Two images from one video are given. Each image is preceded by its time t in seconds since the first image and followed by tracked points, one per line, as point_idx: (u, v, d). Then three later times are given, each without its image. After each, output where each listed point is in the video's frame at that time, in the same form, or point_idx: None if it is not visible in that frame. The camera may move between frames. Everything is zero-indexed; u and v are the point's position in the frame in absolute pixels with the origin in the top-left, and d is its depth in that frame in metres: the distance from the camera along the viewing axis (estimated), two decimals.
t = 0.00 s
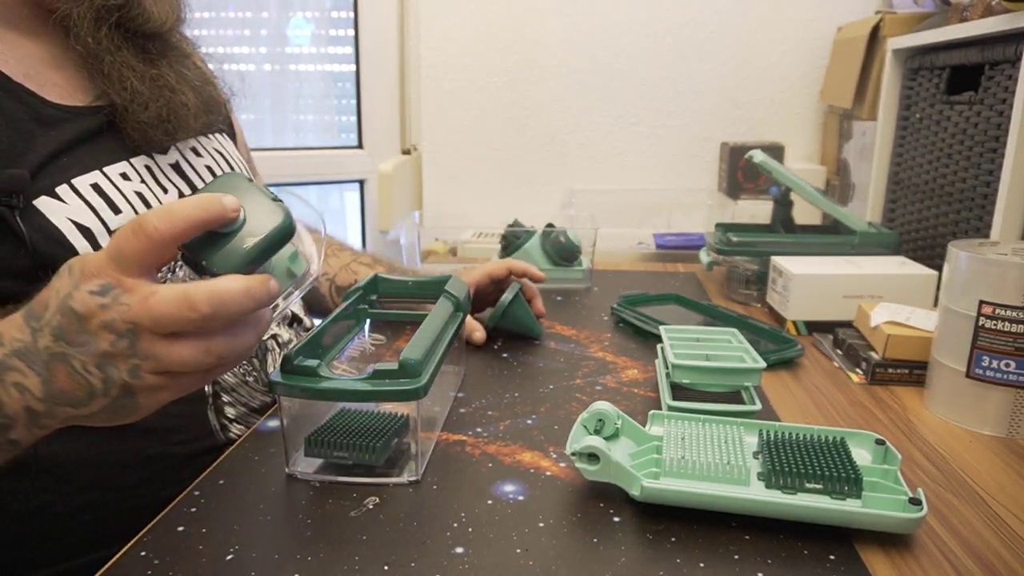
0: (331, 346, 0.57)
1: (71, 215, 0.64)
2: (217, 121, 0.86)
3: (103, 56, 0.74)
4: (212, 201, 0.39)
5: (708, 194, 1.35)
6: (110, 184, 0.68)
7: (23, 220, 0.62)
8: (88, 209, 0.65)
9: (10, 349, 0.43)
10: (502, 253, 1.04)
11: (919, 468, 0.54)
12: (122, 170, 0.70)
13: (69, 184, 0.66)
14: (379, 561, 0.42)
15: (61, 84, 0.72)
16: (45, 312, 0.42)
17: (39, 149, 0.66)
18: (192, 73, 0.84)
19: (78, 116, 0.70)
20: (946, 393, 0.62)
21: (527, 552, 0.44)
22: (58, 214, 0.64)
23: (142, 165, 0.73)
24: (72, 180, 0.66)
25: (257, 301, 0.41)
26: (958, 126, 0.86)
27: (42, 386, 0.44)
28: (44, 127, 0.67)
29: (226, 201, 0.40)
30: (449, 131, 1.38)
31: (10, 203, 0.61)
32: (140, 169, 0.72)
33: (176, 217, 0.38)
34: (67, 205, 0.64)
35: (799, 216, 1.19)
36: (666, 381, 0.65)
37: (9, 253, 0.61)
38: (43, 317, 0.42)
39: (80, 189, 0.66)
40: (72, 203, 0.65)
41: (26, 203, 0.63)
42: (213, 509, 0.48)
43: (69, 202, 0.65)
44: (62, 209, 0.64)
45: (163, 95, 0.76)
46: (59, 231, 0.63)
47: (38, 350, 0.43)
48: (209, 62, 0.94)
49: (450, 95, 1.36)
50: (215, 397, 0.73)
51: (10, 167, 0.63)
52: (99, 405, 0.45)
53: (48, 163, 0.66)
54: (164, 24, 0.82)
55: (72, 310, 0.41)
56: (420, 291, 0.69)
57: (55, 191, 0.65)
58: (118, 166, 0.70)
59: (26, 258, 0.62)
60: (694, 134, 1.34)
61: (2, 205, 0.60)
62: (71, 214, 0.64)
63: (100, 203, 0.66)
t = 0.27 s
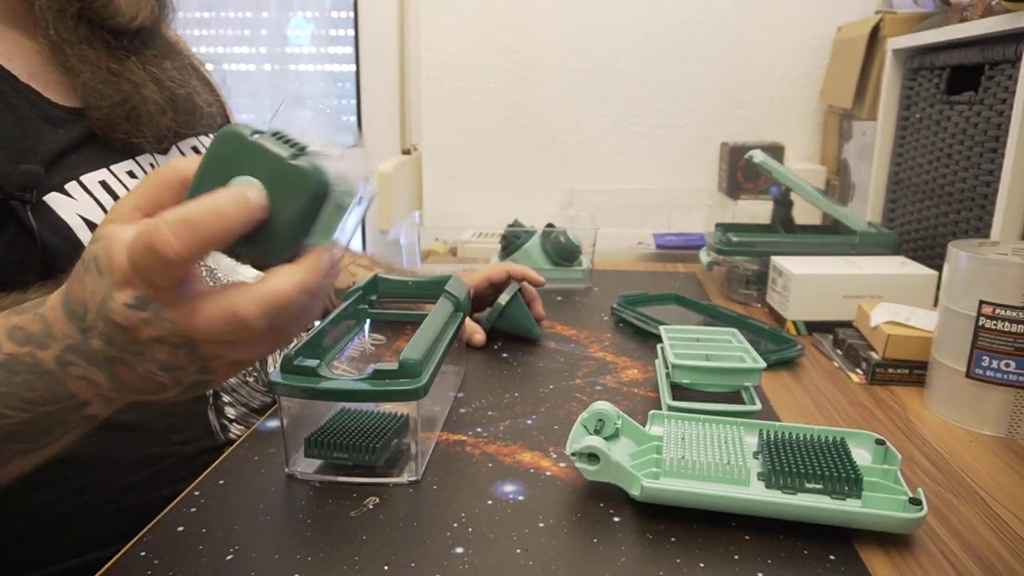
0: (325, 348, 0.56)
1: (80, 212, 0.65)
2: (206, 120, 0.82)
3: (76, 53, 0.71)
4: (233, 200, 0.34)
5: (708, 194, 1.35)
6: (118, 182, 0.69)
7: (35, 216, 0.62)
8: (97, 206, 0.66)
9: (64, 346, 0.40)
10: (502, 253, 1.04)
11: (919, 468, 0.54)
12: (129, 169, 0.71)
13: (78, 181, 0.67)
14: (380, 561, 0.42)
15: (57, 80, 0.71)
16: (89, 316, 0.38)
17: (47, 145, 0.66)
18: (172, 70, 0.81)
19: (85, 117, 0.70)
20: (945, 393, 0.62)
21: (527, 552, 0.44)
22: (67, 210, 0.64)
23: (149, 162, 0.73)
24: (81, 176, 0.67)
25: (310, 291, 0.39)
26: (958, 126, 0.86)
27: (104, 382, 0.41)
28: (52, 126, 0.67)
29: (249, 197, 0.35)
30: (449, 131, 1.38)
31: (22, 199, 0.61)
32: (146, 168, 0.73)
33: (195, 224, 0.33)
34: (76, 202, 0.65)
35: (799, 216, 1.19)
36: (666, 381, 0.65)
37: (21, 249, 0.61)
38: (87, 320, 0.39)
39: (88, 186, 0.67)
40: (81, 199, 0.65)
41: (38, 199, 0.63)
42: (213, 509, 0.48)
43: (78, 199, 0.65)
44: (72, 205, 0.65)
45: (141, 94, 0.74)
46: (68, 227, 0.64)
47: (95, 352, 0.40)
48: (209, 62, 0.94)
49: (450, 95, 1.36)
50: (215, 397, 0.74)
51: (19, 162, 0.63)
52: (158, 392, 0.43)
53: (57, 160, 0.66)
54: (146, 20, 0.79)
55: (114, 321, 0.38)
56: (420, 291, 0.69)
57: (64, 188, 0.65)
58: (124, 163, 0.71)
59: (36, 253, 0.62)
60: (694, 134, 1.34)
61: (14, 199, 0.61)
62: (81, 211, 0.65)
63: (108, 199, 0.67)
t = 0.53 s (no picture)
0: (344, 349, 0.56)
1: (98, 212, 0.66)
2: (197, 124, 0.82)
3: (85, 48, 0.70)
4: (260, 292, 0.32)
5: (708, 194, 1.35)
6: (134, 185, 0.70)
7: (56, 216, 0.63)
8: (114, 207, 0.67)
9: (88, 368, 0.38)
10: (502, 253, 1.04)
11: (919, 468, 0.54)
12: (143, 171, 0.73)
13: (96, 182, 0.68)
14: (380, 561, 0.42)
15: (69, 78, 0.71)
16: (110, 348, 0.36)
17: (68, 146, 0.67)
18: (171, 66, 0.80)
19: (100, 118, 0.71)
20: (945, 393, 0.62)
21: (527, 551, 0.44)
22: (87, 209, 0.65)
23: (163, 164, 0.76)
24: (100, 178, 0.68)
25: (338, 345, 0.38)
26: (958, 126, 0.86)
27: (131, 403, 0.39)
28: (70, 127, 0.68)
29: (277, 285, 0.32)
30: (448, 131, 1.38)
31: (43, 197, 0.62)
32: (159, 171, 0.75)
33: (217, 321, 0.32)
34: (95, 202, 0.66)
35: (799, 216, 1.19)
36: (666, 381, 0.65)
37: (43, 248, 0.61)
38: (110, 350, 0.36)
39: (107, 187, 0.68)
40: (100, 200, 0.66)
41: (59, 198, 0.64)
42: (213, 509, 0.48)
43: (96, 200, 0.66)
44: (91, 205, 0.66)
45: (142, 95, 0.73)
46: (87, 227, 0.64)
47: (120, 380, 0.37)
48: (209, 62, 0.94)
49: (450, 95, 1.36)
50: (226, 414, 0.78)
51: (42, 161, 0.63)
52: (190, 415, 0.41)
53: (77, 161, 0.67)
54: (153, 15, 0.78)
55: (137, 365, 0.36)
56: (420, 291, 0.69)
57: (83, 188, 0.66)
58: (140, 165, 0.73)
59: (57, 253, 0.62)
60: (694, 134, 1.34)
61: (37, 198, 0.61)
62: (99, 211, 0.66)
63: (126, 200, 0.69)
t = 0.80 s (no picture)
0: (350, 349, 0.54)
1: (103, 214, 0.65)
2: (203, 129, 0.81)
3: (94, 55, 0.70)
4: (284, 334, 0.33)
5: (708, 194, 1.35)
6: (140, 187, 0.70)
7: (61, 219, 0.62)
8: (120, 210, 0.66)
9: (60, 389, 0.38)
10: (502, 253, 1.04)
11: (919, 468, 0.54)
12: (150, 174, 0.72)
13: (101, 184, 0.67)
14: (380, 561, 0.42)
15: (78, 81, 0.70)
16: (93, 372, 0.36)
17: (74, 149, 0.66)
18: (180, 74, 0.79)
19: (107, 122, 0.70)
20: (945, 393, 0.62)
21: (527, 551, 0.44)
22: (91, 212, 0.64)
23: (170, 168, 0.74)
24: (105, 180, 0.67)
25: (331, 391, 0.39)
26: (959, 126, 0.86)
27: (105, 426, 0.39)
28: (76, 129, 0.67)
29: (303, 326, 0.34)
30: (448, 131, 1.38)
31: (46, 200, 0.62)
32: (167, 173, 0.74)
33: (231, 354, 0.33)
34: (100, 205, 0.65)
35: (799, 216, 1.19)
36: (666, 381, 0.65)
37: (43, 250, 0.61)
38: (91, 373, 0.37)
39: (112, 190, 0.67)
40: (105, 203, 0.66)
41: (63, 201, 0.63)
42: (213, 509, 0.48)
43: (101, 202, 0.65)
44: (95, 208, 0.65)
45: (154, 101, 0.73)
46: (92, 230, 0.64)
47: (93, 404, 0.38)
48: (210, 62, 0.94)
49: (450, 95, 1.36)
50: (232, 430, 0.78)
51: (46, 164, 0.63)
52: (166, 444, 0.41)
53: (83, 164, 0.67)
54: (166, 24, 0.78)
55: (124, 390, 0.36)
56: (421, 291, 0.69)
57: (88, 191, 0.65)
58: (147, 168, 0.72)
59: (59, 257, 0.62)
60: (694, 134, 1.34)
61: (41, 201, 0.61)
62: (103, 213, 0.65)
63: (131, 204, 0.67)
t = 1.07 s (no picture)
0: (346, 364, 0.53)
1: (98, 213, 0.62)
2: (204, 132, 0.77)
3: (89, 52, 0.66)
4: (301, 357, 0.28)
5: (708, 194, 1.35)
6: (136, 186, 0.66)
7: (55, 217, 0.59)
8: (116, 208, 0.63)
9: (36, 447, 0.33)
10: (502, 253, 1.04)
11: (919, 468, 0.54)
12: (146, 172, 0.68)
13: (97, 182, 0.63)
14: (380, 561, 0.43)
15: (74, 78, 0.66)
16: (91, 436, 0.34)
17: (70, 148, 0.62)
18: (177, 74, 0.74)
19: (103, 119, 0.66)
20: (945, 393, 0.62)
21: (527, 551, 0.44)
22: (87, 211, 0.61)
23: (166, 169, 0.70)
24: (101, 179, 0.64)
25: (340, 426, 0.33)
26: (958, 126, 0.86)
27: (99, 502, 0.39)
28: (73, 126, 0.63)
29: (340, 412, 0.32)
30: (448, 132, 1.38)
31: (40, 198, 0.58)
32: (163, 172, 0.70)
33: (253, 373, 0.28)
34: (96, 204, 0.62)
35: (799, 216, 1.19)
36: (666, 381, 0.65)
37: (39, 252, 0.57)
38: (83, 420, 0.32)
39: (107, 188, 0.63)
40: (100, 201, 0.62)
41: (57, 199, 0.60)
42: (214, 509, 0.48)
43: (97, 200, 0.62)
44: (90, 207, 0.61)
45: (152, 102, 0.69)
46: (88, 230, 0.60)
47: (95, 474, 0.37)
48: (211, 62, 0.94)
49: (450, 95, 1.36)
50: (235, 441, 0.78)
51: (39, 161, 0.59)
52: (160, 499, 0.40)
53: (77, 162, 0.62)
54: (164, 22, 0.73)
55: (128, 434, 0.31)
56: (421, 290, 0.69)
57: (83, 189, 0.62)
58: (144, 167, 0.68)
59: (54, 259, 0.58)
60: (694, 134, 1.34)
61: (34, 200, 0.57)
62: (99, 212, 0.62)
63: (127, 203, 0.64)
